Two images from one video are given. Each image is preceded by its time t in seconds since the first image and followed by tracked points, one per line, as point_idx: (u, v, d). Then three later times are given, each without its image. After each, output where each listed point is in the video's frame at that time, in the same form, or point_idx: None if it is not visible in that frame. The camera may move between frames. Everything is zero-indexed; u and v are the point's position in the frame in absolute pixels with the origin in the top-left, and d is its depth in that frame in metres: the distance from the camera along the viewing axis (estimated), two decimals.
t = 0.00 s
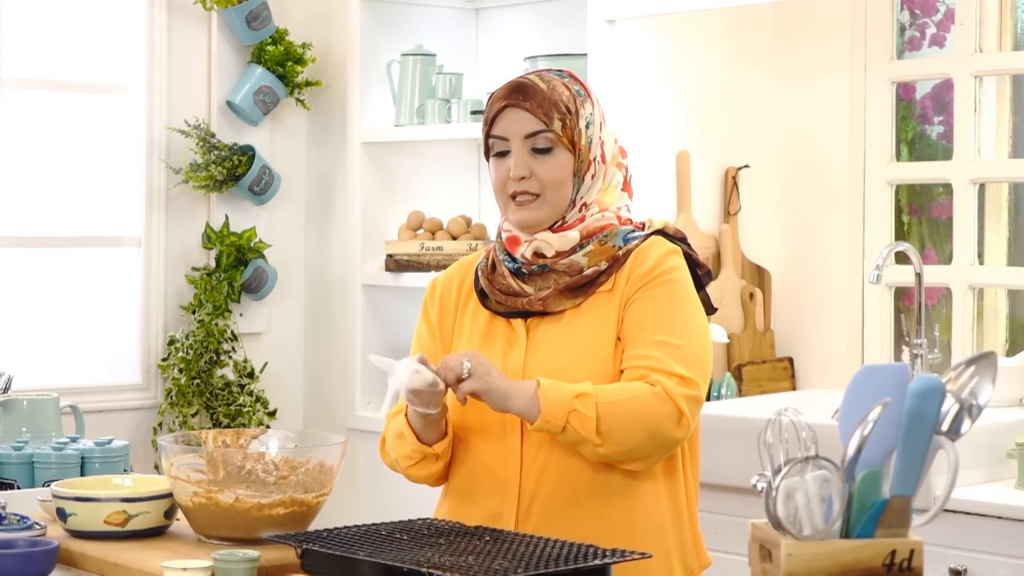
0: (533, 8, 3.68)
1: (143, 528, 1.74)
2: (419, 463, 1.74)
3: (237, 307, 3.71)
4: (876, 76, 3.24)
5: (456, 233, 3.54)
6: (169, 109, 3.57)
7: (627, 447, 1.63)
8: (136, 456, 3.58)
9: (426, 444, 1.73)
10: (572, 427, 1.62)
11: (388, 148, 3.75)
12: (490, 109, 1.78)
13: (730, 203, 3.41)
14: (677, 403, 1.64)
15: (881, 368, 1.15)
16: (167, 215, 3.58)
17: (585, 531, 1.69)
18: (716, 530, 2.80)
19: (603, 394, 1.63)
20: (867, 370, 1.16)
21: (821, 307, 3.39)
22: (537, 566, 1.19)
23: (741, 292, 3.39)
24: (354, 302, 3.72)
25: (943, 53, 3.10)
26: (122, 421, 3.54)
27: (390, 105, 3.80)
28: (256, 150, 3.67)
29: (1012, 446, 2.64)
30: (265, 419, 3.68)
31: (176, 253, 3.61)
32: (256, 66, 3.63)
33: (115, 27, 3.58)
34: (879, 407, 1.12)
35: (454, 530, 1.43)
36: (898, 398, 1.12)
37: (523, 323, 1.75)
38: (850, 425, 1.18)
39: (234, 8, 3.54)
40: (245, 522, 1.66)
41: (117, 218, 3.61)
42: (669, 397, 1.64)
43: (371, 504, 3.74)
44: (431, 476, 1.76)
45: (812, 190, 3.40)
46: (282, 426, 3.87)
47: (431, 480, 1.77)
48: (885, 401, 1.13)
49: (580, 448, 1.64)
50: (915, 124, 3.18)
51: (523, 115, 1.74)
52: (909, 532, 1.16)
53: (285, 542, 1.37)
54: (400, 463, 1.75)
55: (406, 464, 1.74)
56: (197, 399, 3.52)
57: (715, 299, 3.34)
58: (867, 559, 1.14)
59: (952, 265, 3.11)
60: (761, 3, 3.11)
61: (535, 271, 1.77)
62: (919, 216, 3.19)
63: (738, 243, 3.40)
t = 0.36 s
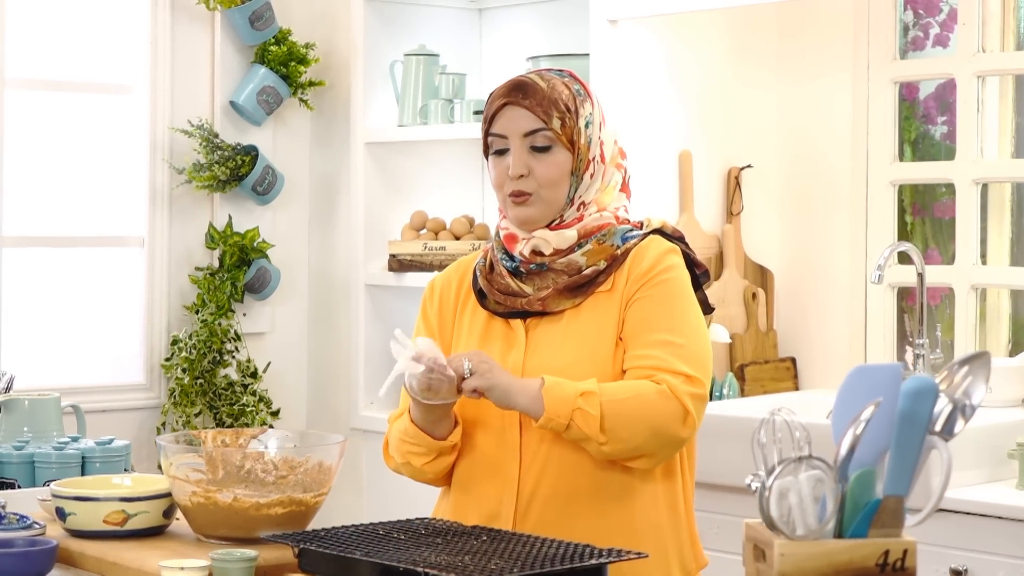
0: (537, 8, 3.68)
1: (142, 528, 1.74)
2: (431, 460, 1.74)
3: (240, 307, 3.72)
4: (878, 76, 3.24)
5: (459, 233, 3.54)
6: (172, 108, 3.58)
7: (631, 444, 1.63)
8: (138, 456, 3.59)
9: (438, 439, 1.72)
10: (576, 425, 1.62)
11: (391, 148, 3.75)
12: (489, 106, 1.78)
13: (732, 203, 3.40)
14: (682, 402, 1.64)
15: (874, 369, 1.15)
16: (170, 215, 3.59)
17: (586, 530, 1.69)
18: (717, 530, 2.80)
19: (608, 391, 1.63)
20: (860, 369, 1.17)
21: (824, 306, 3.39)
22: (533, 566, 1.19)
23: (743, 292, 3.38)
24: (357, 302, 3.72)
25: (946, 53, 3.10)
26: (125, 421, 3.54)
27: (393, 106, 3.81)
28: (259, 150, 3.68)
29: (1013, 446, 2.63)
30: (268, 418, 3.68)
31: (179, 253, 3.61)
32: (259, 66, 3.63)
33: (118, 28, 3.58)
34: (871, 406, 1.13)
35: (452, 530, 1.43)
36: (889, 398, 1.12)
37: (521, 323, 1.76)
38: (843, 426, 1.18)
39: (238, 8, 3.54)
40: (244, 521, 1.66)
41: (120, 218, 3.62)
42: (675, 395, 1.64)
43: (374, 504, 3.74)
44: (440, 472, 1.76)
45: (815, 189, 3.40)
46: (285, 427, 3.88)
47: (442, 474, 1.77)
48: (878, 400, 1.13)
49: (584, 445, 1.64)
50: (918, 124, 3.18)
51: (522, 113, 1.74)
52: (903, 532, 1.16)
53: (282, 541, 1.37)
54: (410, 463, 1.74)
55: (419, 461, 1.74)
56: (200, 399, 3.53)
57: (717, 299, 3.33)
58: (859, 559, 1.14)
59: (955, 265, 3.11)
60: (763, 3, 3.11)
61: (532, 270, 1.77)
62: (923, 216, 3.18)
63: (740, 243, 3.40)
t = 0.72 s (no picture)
0: (539, 8, 3.68)
1: (139, 527, 1.75)
2: (415, 455, 1.74)
3: (243, 307, 3.72)
4: (880, 76, 3.24)
5: (461, 233, 3.54)
6: (175, 108, 3.58)
7: (638, 450, 1.63)
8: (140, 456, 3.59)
9: (426, 433, 1.72)
10: (588, 418, 1.61)
11: (393, 148, 3.75)
12: (487, 108, 1.78)
13: (733, 203, 3.40)
14: (687, 413, 1.65)
15: (864, 368, 1.15)
16: (172, 215, 3.60)
17: (580, 531, 1.69)
18: (717, 530, 2.80)
19: (625, 393, 1.62)
20: (851, 370, 1.17)
21: (826, 307, 3.39)
22: (526, 565, 1.19)
23: (745, 292, 3.39)
24: (359, 303, 3.73)
25: (948, 53, 3.10)
26: (127, 421, 3.55)
27: (395, 106, 3.81)
28: (261, 150, 3.68)
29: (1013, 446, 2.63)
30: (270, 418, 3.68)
31: (181, 253, 3.62)
32: (262, 66, 3.64)
33: (120, 29, 3.59)
34: (863, 406, 1.12)
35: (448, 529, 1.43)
36: (881, 398, 1.12)
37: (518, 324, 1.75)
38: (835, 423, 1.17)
39: (240, 8, 3.54)
40: (241, 521, 1.67)
41: (122, 218, 3.62)
42: (682, 404, 1.65)
43: (376, 504, 3.74)
44: (425, 469, 1.77)
45: (817, 189, 3.40)
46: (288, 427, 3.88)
47: (427, 473, 1.77)
48: (869, 400, 1.12)
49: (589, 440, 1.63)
50: (920, 124, 3.18)
51: (520, 115, 1.74)
52: (894, 532, 1.16)
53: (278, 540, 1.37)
54: (396, 455, 1.74)
55: (405, 454, 1.74)
56: (202, 399, 3.54)
57: (719, 299, 3.33)
58: (851, 559, 1.14)
59: (956, 265, 3.11)
60: (764, 3, 3.11)
61: (531, 272, 1.77)
62: (925, 216, 3.18)
63: (742, 243, 3.40)
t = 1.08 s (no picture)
0: (541, 8, 3.67)
1: (137, 527, 1.75)
2: (415, 456, 1.75)
3: (245, 307, 3.73)
4: (882, 76, 3.24)
5: (463, 233, 3.53)
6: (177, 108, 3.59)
7: (643, 462, 1.64)
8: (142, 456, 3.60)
9: (425, 434, 1.73)
10: (593, 437, 1.62)
11: (395, 148, 3.75)
12: (478, 111, 1.78)
13: (735, 203, 3.40)
14: (693, 423, 1.66)
15: (857, 368, 1.14)
16: (174, 215, 3.60)
17: (578, 534, 1.70)
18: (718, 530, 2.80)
19: (630, 411, 1.62)
20: (843, 370, 1.16)
21: (828, 307, 3.38)
22: (522, 565, 1.19)
23: (747, 292, 3.40)
24: (361, 302, 3.73)
25: (950, 53, 3.09)
26: (129, 420, 3.56)
27: (397, 105, 3.81)
28: (263, 150, 3.69)
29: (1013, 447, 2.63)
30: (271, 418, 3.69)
31: (183, 253, 3.62)
32: (264, 66, 3.64)
33: (123, 29, 3.59)
34: (854, 406, 1.12)
35: (444, 529, 1.43)
36: (872, 397, 1.12)
37: (514, 324, 1.75)
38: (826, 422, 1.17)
39: (242, 8, 3.55)
40: (238, 521, 1.67)
41: (123, 218, 3.63)
42: (688, 416, 1.66)
43: (377, 503, 3.74)
44: (425, 470, 1.77)
45: (818, 189, 3.40)
46: (290, 426, 3.88)
47: (427, 472, 1.77)
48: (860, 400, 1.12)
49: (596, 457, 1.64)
50: (922, 124, 3.17)
51: (511, 117, 1.74)
52: (886, 532, 1.16)
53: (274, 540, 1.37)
54: (396, 457, 1.75)
55: (405, 456, 1.75)
56: (204, 399, 3.54)
57: (720, 298, 3.33)
58: (843, 558, 1.14)
59: (958, 265, 3.11)
60: (764, 3, 3.11)
61: (526, 272, 1.77)
62: (926, 216, 3.18)
63: (743, 243, 3.40)
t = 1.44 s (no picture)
0: (543, 8, 3.67)
1: (134, 526, 1.75)
2: (412, 455, 1.75)
3: (246, 307, 3.73)
4: (883, 76, 3.24)
5: (464, 233, 3.53)
6: (179, 109, 3.59)
7: (641, 462, 1.64)
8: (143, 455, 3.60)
9: (421, 434, 1.73)
10: (591, 437, 1.61)
11: (396, 148, 3.75)
12: (480, 112, 1.78)
13: (735, 203, 3.40)
14: (691, 423, 1.67)
15: (850, 369, 1.15)
16: (176, 215, 3.60)
17: (574, 532, 1.70)
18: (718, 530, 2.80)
19: (632, 413, 1.61)
20: (837, 370, 1.17)
21: (829, 307, 3.38)
22: (517, 565, 1.19)
23: (747, 291, 3.40)
24: (362, 302, 3.73)
25: (952, 53, 3.09)
26: (130, 420, 3.56)
27: (399, 106, 3.81)
28: (265, 150, 3.69)
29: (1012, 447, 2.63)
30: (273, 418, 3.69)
31: (185, 253, 3.63)
32: (265, 67, 3.64)
33: (125, 29, 3.60)
34: (845, 405, 1.12)
35: (441, 529, 1.43)
36: (863, 398, 1.13)
37: (512, 325, 1.76)
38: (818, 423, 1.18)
39: (244, 8, 3.55)
40: (235, 521, 1.67)
41: (125, 218, 3.63)
42: (686, 417, 1.66)
43: (378, 502, 3.74)
44: (420, 469, 1.76)
45: (819, 189, 3.40)
46: (292, 426, 3.89)
47: (423, 472, 1.77)
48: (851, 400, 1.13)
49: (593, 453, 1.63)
50: (924, 124, 3.17)
51: (514, 119, 1.74)
52: (879, 532, 1.16)
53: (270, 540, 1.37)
54: (391, 457, 1.74)
55: (400, 456, 1.74)
56: (206, 398, 3.55)
57: (721, 298, 3.33)
58: (836, 558, 1.13)
59: (958, 265, 3.10)
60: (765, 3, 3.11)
61: (525, 274, 1.77)
62: (928, 216, 3.18)
63: (744, 243, 3.40)
